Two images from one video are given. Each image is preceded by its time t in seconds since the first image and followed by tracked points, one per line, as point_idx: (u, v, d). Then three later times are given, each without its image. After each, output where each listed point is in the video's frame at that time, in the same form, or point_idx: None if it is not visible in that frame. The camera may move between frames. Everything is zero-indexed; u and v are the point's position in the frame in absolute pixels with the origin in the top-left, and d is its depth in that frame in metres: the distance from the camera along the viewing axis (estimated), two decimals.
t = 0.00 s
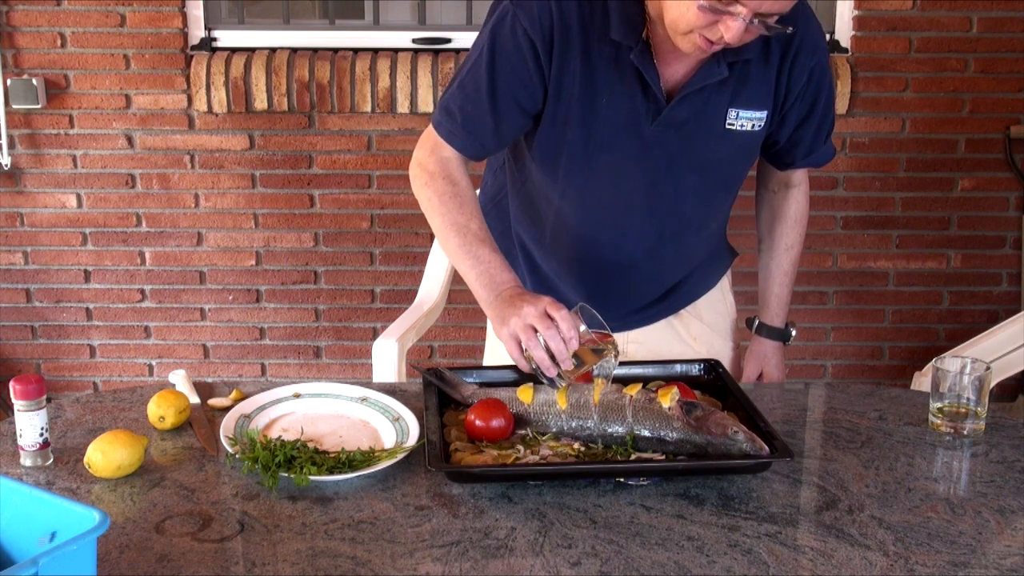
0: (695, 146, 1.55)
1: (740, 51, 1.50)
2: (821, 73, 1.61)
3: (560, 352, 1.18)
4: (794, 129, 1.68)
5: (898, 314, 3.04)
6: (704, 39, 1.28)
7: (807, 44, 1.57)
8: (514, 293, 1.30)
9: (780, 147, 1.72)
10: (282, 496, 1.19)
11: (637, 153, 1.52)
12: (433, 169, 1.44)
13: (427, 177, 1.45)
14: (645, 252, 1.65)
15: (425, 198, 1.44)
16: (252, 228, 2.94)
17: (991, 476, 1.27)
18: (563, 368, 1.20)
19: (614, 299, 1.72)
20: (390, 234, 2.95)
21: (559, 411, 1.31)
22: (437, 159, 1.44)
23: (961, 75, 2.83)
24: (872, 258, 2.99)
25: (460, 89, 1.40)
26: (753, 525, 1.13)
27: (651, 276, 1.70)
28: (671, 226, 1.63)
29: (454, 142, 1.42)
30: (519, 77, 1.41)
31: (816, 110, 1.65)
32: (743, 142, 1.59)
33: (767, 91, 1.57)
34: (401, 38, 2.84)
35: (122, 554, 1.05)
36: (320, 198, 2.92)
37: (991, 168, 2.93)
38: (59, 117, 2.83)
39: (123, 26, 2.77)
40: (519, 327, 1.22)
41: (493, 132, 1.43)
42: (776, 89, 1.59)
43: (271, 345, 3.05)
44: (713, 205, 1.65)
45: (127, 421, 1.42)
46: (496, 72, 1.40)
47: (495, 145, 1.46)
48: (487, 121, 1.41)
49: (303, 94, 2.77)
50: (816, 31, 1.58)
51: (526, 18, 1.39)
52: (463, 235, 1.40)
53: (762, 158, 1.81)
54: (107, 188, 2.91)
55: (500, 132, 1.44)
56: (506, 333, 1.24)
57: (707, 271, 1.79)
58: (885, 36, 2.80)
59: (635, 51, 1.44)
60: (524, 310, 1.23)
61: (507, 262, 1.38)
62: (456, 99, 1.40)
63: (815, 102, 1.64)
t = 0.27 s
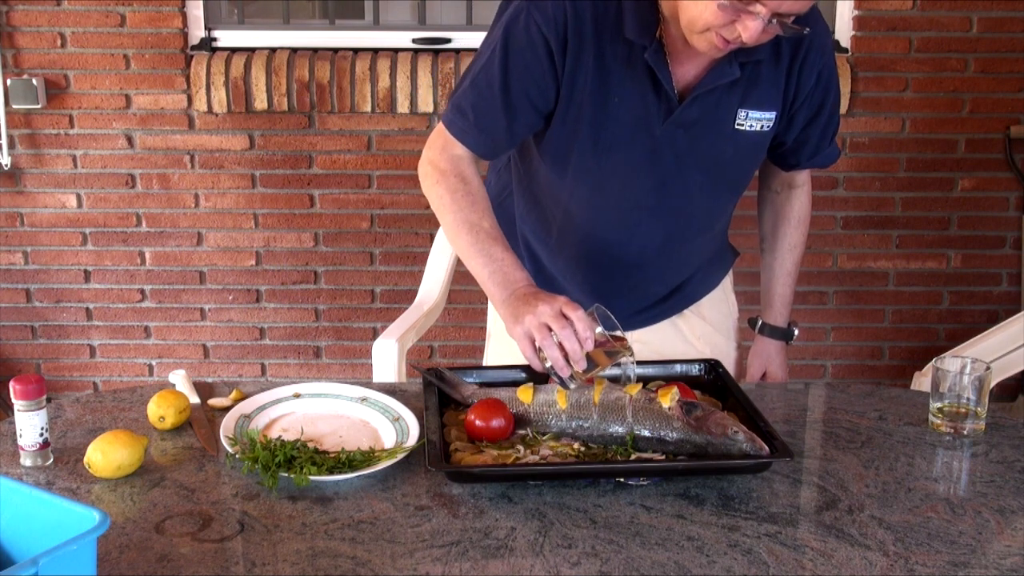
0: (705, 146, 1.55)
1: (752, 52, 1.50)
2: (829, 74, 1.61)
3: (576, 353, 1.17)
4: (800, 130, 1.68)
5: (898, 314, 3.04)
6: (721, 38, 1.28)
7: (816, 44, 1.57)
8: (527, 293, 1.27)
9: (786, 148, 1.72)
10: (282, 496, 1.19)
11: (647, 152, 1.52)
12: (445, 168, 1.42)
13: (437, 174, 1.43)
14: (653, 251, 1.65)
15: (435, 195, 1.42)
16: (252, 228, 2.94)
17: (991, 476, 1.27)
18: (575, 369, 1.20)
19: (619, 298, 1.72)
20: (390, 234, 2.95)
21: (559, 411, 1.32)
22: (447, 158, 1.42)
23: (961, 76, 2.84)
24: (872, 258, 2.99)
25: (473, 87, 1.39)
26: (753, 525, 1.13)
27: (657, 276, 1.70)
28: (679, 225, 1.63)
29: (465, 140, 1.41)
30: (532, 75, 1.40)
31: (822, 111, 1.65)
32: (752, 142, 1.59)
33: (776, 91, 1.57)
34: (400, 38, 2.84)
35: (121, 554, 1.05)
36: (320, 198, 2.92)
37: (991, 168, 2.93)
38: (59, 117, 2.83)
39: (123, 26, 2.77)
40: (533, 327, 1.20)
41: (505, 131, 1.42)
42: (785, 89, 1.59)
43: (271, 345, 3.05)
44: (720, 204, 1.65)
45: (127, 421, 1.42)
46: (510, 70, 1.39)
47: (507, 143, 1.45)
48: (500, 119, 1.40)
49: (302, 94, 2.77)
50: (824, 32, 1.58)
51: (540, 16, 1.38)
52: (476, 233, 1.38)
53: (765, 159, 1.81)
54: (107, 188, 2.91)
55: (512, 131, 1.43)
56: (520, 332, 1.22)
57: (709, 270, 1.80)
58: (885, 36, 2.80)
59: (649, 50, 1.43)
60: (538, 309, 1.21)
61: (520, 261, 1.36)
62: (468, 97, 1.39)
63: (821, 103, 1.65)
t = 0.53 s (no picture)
0: (712, 146, 1.55)
1: (761, 51, 1.50)
2: (835, 75, 1.61)
3: (591, 353, 1.17)
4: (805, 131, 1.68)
5: (898, 314, 3.05)
6: (736, 35, 1.28)
7: (823, 44, 1.57)
8: (542, 292, 1.26)
9: (791, 149, 1.72)
10: (282, 496, 1.19)
11: (656, 151, 1.52)
12: (456, 165, 1.40)
13: (447, 171, 1.41)
14: (659, 250, 1.65)
15: (446, 193, 1.40)
16: (252, 228, 2.94)
17: (991, 476, 1.27)
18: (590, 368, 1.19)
19: (624, 297, 1.71)
20: (390, 234, 2.95)
21: (560, 411, 1.32)
22: (459, 155, 1.41)
23: (961, 76, 2.84)
24: (872, 258, 2.99)
25: (484, 83, 1.38)
26: (753, 525, 1.13)
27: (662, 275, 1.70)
28: (687, 224, 1.63)
29: (476, 137, 1.40)
30: (543, 73, 1.40)
31: (828, 112, 1.65)
32: (759, 142, 1.59)
33: (784, 91, 1.57)
34: (400, 38, 2.84)
35: (121, 554, 1.05)
36: (320, 198, 2.92)
37: (991, 168, 2.93)
38: (59, 117, 2.83)
39: (123, 26, 2.77)
40: (549, 325, 1.20)
41: (516, 128, 1.41)
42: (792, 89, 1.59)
43: (271, 345, 3.05)
44: (726, 205, 1.65)
45: (127, 421, 1.42)
46: (522, 67, 1.38)
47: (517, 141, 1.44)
48: (511, 116, 1.40)
49: (302, 94, 2.77)
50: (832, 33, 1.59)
51: (552, 14, 1.38)
52: (489, 231, 1.36)
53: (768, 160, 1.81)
54: (107, 188, 2.91)
55: (523, 129, 1.43)
56: (535, 329, 1.21)
57: (713, 270, 1.80)
58: (885, 36, 2.80)
59: (660, 48, 1.44)
60: (556, 307, 1.21)
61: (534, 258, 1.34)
62: (480, 94, 1.38)
63: (827, 104, 1.64)
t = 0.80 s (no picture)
0: (718, 145, 1.55)
1: (769, 51, 1.49)
2: (839, 76, 1.62)
3: (612, 356, 1.19)
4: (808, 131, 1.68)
5: (898, 314, 3.05)
6: (748, 34, 1.29)
7: (828, 45, 1.57)
8: (558, 294, 1.26)
9: (793, 149, 1.72)
10: (282, 496, 1.19)
11: (664, 149, 1.52)
12: (468, 166, 1.38)
13: (458, 172, 1.39)
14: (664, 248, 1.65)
15: (458, 194, 1.38)
16: (252, 228, 2.94)
17: (991, 476, 1.27)
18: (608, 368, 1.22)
19: (627, 296, 1.71)
20: (390, 234, 2.95)
21: (560, 411, 1.32)
22: (471, 156, 1.38)
23: (961, 76, 2.84)
24: (872, 258, 2.99)
25: (496, 83, 1.36)
26: (753, 525, 1.13)
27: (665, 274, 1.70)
28: (692, 222, 1.63)
29: (487, 138, 1.37)
30: (554, 72, 1.39)
31: (831, 113, 1.65)
32: (764, 142, 1.59)
33: (790, 92, 1.57)
34: (401, 38, 2.84)
35: (121, 554, 1.05)
36: (320, 198, 2.92)
37: (991, 168, 2.93)
38: (59, 117, 2.83)
39: (123, 26, 2.77)
40: (568, 327, 1.21)
41: (528, 128, 1.40)
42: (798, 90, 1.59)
43: (271, 345, 3.05)
44: (730, 204, 1.65)
45: (127, 421, 1.42)
46: (534, 65, 1.37)
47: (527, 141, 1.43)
48: (523, 116, 1.38)
49: (302, 94, 2.77)
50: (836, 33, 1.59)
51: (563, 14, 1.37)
52: (504, 232, 1.35)
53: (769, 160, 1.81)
54: (107, 188, 2.91)
55: (534, 128, 1.41)
56: (553, 331, 1.22)
57: (714, 268, 1.80)
58: (885, 36, 2.79)
59: (671, 47, 1.43)
60: (574, 308, 1.21)
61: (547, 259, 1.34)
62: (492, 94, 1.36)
63: (830, 104, 1.65)
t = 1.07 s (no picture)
0: (727, 145, 1.55)
1: (778, 51, 1.50)
2: (844, 76, 1.63)
3: (635, 360, 1.18)
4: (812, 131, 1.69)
5: (898, 314, 3.05)
6: (758, 31, 1.29)
7: (834, 45, 1.58)
8: (577, 298, 1.24)
9: (795, 150, 1.73)
10: (282, 496, 1.19)
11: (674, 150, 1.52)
12: (484, 168, 1.37)
13: (472, 174, 1.37)
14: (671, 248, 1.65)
15: (473, 197, 1.36)
16: (252, 228, 2.94)
17: (991, 476, 1.27)
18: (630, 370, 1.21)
19: (633, 296, 1.71)
20: (390, 234, 2.95)
21: (559, 411, 1.32)
22: (486, 158, 1.37)
23: (961, 76, 2.84)
24: (872, 258, 2.99)
25: (511, 83, 1.35)
26: (753, 525, 1.13)
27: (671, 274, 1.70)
28: (699, 222, 1.63)
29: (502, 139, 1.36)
30: (568, 71, 1.39)
31: (835, 113, 1.66)
32: (772, 142, 1.60)
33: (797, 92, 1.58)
34: (401, 38, 2.84)
35: (121, 554, 1.05)
36: (320, 198, 2.92)
37: (991, 168, 2.93)
38: (59, 117, 2.83)
39: (123, 26, 2.77)
40: (590, 331, 1.19)
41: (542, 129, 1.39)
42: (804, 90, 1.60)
43: (271, 345, 3.05)
44: (736, 203, 1.66)
45: (126, 421, 1.42)
46: (548, 65, 1.36)
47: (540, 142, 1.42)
48: (538, 116, 1.37)
49: (302, 94, 2.77)
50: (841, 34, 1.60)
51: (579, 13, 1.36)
52: (520, 234, 1.33)
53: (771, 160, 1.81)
54: (107, 188, 2.91)
55: (548, 129, 1.41)
56: (575, 334, 1.21)
57: (716, 268, 1.80)
58: (885, 36, 2.79)
59: (683, 46, 1.43)
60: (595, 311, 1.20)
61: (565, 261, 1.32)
62: (507, 95, 1.35)
63: (835, 105, 1.65)
